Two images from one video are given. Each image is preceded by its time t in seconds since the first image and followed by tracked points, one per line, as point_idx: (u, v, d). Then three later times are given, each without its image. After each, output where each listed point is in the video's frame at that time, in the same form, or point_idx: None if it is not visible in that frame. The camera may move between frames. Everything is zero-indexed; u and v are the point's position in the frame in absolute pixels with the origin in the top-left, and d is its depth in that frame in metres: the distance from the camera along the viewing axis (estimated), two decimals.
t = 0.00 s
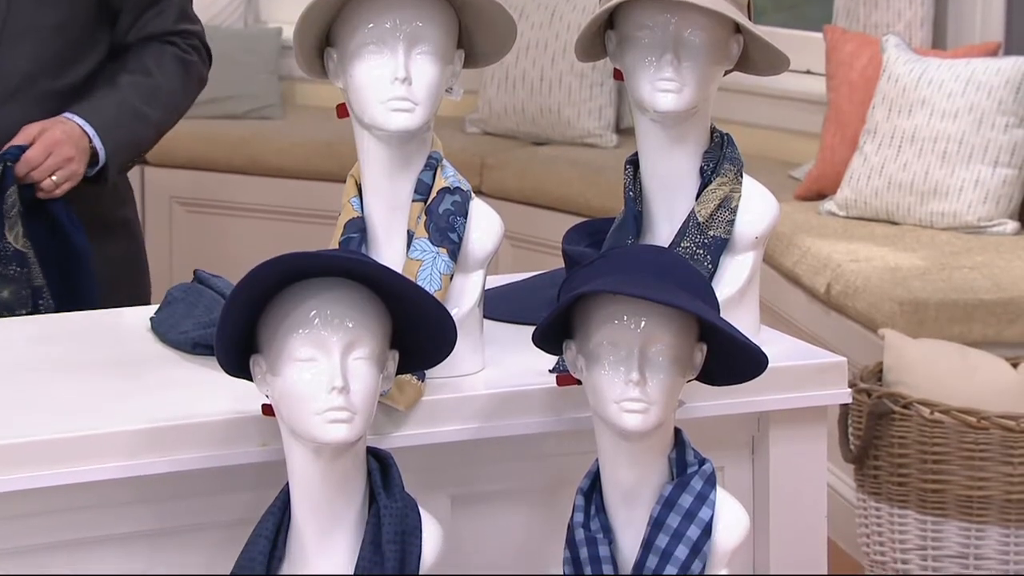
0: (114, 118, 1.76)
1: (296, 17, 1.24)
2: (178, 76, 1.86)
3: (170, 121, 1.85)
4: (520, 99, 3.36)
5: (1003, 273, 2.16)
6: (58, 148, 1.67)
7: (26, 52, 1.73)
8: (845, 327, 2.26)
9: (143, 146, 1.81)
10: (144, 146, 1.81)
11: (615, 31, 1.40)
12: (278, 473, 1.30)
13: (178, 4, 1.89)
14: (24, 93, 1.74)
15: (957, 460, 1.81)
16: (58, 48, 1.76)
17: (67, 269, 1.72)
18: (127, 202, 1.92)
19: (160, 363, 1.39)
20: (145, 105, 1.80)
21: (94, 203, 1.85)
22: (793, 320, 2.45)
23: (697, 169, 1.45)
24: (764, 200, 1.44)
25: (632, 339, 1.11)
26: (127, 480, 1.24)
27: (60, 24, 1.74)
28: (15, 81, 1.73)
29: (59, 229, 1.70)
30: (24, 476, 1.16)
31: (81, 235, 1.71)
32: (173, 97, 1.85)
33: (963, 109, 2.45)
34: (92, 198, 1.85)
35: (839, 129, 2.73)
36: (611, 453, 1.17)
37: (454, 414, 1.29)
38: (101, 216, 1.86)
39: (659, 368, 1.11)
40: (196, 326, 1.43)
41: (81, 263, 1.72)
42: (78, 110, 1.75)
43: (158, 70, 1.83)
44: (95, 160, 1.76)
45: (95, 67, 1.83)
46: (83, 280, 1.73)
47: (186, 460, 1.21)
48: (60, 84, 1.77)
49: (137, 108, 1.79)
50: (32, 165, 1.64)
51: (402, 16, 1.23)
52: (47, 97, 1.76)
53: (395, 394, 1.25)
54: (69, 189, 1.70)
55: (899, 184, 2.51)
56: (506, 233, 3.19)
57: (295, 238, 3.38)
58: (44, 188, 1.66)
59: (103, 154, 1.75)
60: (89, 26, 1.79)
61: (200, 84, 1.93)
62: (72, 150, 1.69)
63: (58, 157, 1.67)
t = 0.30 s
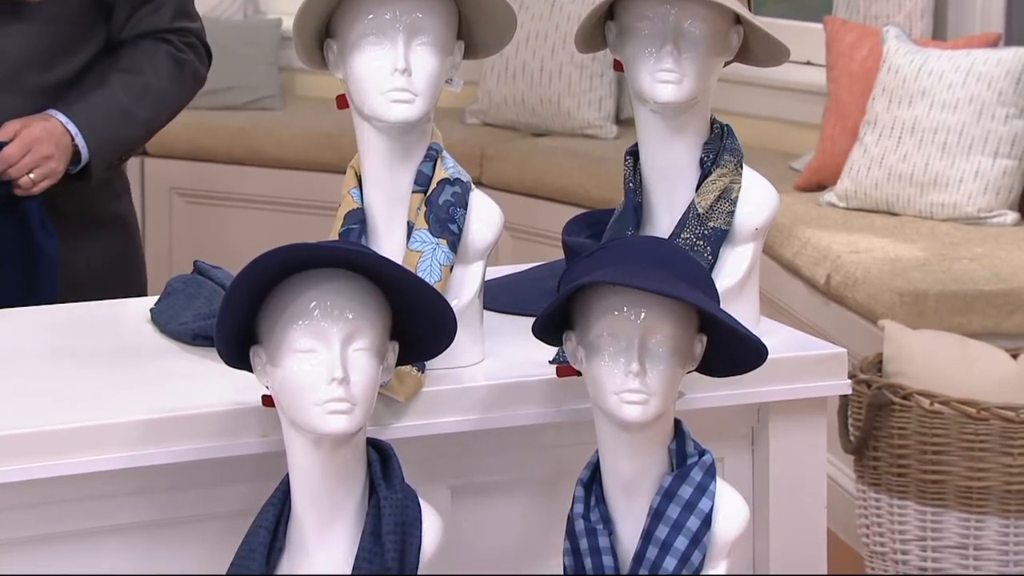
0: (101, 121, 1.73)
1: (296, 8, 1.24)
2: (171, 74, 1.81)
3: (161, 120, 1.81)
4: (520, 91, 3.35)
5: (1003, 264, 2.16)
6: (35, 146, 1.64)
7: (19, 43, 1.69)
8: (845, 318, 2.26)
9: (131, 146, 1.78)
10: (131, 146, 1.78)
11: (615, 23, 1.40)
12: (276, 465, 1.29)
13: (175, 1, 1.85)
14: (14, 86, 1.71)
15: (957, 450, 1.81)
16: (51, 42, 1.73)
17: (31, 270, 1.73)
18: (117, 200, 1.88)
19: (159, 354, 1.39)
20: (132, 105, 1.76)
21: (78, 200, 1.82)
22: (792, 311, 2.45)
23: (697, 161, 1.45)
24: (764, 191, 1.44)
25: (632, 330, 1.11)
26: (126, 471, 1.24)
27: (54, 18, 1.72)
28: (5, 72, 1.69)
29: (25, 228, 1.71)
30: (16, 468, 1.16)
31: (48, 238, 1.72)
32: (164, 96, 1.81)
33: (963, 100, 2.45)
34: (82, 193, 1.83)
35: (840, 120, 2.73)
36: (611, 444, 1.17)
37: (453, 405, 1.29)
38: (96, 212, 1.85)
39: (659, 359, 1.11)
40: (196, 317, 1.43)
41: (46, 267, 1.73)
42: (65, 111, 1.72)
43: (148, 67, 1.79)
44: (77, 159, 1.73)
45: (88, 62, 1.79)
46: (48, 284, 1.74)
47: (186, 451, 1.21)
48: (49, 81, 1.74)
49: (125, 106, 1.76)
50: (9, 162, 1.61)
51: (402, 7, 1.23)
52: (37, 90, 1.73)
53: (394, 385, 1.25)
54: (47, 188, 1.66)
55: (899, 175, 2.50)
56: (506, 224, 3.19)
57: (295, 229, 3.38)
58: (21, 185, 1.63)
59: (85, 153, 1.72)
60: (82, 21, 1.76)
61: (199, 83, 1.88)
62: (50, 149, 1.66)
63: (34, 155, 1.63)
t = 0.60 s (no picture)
0: (94, 116, 1.72)
1: None
2: (167, 67, 1.81)
3: (156, 115, 1.81)
4: (520, 82, 3.35)
5: (1003, 255, 2.16)
6: (20, 141, 1.63)
7: (14, 36, 1.69)
8: (845, 309, 2.26)
9: (125, 140, 1.77)
10: (124, 141, 1.77)
11: (615, 14, 1.40)
12: (275, 457, 1.29)
13: None
14: (9, 78, 1.71)
15: (957, 442, 1.81)
16: (47, 34, 1.72)
17: (26, 264, 1.74)
18: (112, 192, 1.87)
19: (160, 346, 1.39)
20: (127, 99, 1.76)
21: (73, 194, 1.81)
22: (792, 303, 2.44)
23: (697, 152, 1.44)
24: (764, 183, 1.44)
25: (632, 322, 1.11)
26: (126, 463, 1.24)
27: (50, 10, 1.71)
28: None
29: (18, 222, 1.72)
30: (15, 460, 1.16)
31: (40, 232, 1.73)
32: (161, 90, 1.80)
33: (964, 92, 2.45)
34: (77, 187, 1.81)
35: (840, 112, 2.73)
36: (611, 436, 1.17)
37: (453, 397, 1.29)
38: (90, 206, 1.83)
39: (659, 351, 1.11)
40: (196, 309, 1.43)
41: (41, 261, 1.74)
42: (59, 105, 1.72)
43: (144, 62, 1.78)
44: (67, 154, 1.72)
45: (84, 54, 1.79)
46: (43, 277, 1.75)
47: (186, 442, 1.21)
48: (45, 72, 1.73)
49: (120, 101, 1.75)
50: None
51: None
52: (33, 82, 1.73)
53: (395, 377, 1.25)
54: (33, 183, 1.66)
55: (900, 166, 2.50)
56: (506, 216, 3.18)
57: (294, 221, 3.38)
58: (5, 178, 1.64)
59: (75, 148, 1.71)
60: (80, 13, 1.76)
61: (196, 78, 1.88)
62: (37, 146, 1.65)
63: (18, 152, 1.63)
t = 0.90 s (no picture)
0: (87, 108, 1.72)
1: None
2: (162, 59, 1.81)
3: (150, 107, 1.80)
4: (520, 75, 3.35)
5: (1002, 248, 2.16)
6: (11, 134, 1.63)
7: (9, 26, 1.69)
8: (845, 302, 2.26)
9: (122, 132, 1.77)
10: (118, 133, 1.77)
11: (615, 6, 1.40)
12: (275, 450, 1.29)
13: None
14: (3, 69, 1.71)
15: (957, 434, 1.81)
16: (42, 25, 1.72)
17: (21, 256, 1.77)
18: (108, 184, 1.87)
19: (160, 339, 1.39)
20: (121, 90, 1.75)
21: (69, 186, 1.81)
22: (792, 296, 2.44)
23: (697, 145, 1.44)
24: (764, 176, 1.44)
25: (632, 315, 1.11)
26: (127, 456, 1.24)
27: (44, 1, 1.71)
28: None
29: (12, 214, 1.74)
30: (14, 453, 1.16)
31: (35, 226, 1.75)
32: (155, 82, 1.79)
33: (964, 84, 2.45)
34: (71, 179, 1.81)
35: (840, 104, 2.73)
36: (611, 429, 1.17)
37: (453, 390, 1.29)
38: (86, 198, 1.83)
39: (659, 344, 1.11)
40: (196, 302, 1.43)
41: (38, 253, 1.77)
42: (51, 97, 1.71)
43: (139, 53, 1.78)
44: (60, 146, 1.72)
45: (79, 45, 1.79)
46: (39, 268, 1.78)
47: (186, 435, 1.21)
48: (38, 63, 1.73)
49: (114, 93, 1.75)
50: None
51: None
52: (26, 74, 1.73)
53: (395, 369, 1.25)
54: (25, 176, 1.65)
55: (900, 159, 2.50)
56: (506, 209, 3.18)
57: (295, 214, 3.38)
58: None
59: (68, 141, 1.71)
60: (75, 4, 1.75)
61: (191, 70, 1.88)
62: (28, 138, 1.64)
63: (9, 144, 1.62)
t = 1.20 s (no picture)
0: (79, 100, 1.72)
1: None
2: (155, 50, 1.80)
3: (144, 99, 1.80)
4: (520, 67, 3.34)
5: (1003, 240, 2.16)
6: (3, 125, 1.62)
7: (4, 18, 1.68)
8: (845, 294, 2.26)
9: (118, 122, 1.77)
10: (111, 125, 1.77)
11: None
12: (274, 442, 1.29)
13: None
14: None
15: (957, 426, 1.81)
16: (37, 17, 1.71)
17: (15, 248, 1.75)
18: (102, 176, 1.87)
19: (160, 331, 1.39)
20: (113, 83, 1.75)
21: (62, 177, 1.81)
22: (792, 288, 2.44)
23: (697, 137, 1.44)
24: (764, 168, 1.44)
25: (632, 307, 1.11)
26: (128, 448, 1.24)
27: None
28: None
29: (4, 206, 1.72)
30: (13, 445, 1.16)
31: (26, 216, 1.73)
32: (148, 73, 1.79)
33: (964, 76, 2.44)
34: (65, 171, 1.81)
35: (840, 97, 2.72)
36: (611, 422, 1.17)
37: (453, 382, 1.29)
38: (80, 190, 1.83)
39: (659, 336, 1.11)
40: (196, 294, 1.43)
41: (29, 244, 1.74)
42: (42, 88, 1.71)
43: (132, 46, 1.78)
44: (52, 138, 1.72)
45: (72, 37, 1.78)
46: (34, 260, 1.76)
47: (186, 427, 1.22)
48: (32, 55, 1.73)
49: (106, 86, 1.75)
50: None
51: None
52: (20, 66, 1.72)
53: (395, 361, 1.25)
54: (17, 165, 1.66)
55: (900, 151, 2.50)
56: (506, 201, 3.18)
57: (294, 207, 3.37)
58: None
59: (60, 132, 1.71)
60: None
61: (184, 62, 1.87)
62: (20, 129, 1.64)
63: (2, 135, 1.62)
